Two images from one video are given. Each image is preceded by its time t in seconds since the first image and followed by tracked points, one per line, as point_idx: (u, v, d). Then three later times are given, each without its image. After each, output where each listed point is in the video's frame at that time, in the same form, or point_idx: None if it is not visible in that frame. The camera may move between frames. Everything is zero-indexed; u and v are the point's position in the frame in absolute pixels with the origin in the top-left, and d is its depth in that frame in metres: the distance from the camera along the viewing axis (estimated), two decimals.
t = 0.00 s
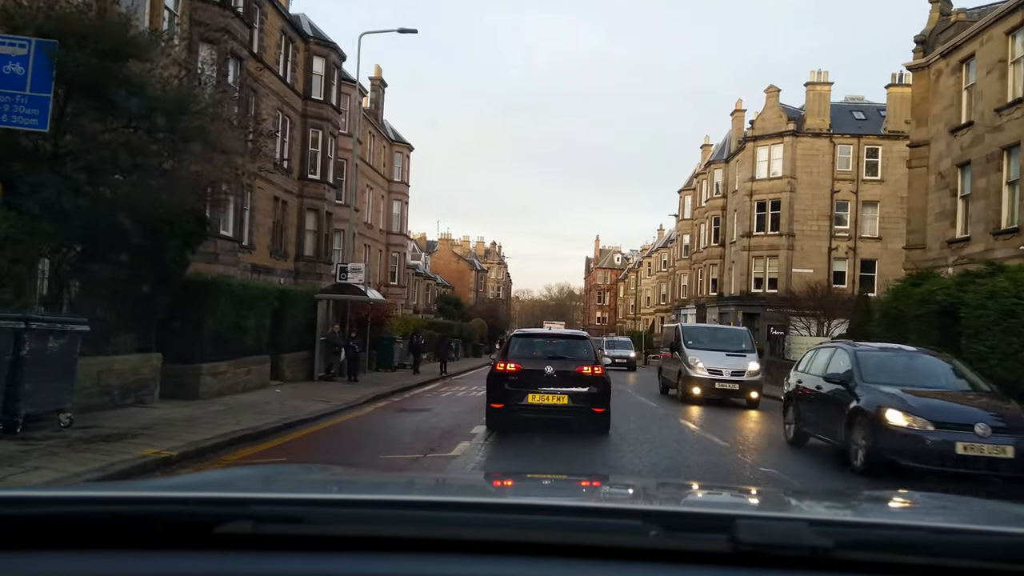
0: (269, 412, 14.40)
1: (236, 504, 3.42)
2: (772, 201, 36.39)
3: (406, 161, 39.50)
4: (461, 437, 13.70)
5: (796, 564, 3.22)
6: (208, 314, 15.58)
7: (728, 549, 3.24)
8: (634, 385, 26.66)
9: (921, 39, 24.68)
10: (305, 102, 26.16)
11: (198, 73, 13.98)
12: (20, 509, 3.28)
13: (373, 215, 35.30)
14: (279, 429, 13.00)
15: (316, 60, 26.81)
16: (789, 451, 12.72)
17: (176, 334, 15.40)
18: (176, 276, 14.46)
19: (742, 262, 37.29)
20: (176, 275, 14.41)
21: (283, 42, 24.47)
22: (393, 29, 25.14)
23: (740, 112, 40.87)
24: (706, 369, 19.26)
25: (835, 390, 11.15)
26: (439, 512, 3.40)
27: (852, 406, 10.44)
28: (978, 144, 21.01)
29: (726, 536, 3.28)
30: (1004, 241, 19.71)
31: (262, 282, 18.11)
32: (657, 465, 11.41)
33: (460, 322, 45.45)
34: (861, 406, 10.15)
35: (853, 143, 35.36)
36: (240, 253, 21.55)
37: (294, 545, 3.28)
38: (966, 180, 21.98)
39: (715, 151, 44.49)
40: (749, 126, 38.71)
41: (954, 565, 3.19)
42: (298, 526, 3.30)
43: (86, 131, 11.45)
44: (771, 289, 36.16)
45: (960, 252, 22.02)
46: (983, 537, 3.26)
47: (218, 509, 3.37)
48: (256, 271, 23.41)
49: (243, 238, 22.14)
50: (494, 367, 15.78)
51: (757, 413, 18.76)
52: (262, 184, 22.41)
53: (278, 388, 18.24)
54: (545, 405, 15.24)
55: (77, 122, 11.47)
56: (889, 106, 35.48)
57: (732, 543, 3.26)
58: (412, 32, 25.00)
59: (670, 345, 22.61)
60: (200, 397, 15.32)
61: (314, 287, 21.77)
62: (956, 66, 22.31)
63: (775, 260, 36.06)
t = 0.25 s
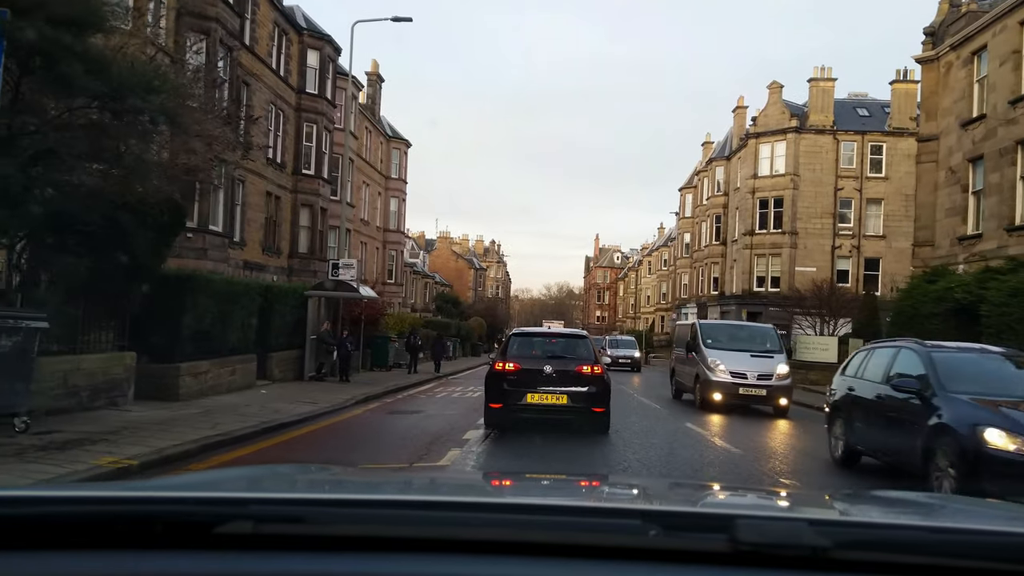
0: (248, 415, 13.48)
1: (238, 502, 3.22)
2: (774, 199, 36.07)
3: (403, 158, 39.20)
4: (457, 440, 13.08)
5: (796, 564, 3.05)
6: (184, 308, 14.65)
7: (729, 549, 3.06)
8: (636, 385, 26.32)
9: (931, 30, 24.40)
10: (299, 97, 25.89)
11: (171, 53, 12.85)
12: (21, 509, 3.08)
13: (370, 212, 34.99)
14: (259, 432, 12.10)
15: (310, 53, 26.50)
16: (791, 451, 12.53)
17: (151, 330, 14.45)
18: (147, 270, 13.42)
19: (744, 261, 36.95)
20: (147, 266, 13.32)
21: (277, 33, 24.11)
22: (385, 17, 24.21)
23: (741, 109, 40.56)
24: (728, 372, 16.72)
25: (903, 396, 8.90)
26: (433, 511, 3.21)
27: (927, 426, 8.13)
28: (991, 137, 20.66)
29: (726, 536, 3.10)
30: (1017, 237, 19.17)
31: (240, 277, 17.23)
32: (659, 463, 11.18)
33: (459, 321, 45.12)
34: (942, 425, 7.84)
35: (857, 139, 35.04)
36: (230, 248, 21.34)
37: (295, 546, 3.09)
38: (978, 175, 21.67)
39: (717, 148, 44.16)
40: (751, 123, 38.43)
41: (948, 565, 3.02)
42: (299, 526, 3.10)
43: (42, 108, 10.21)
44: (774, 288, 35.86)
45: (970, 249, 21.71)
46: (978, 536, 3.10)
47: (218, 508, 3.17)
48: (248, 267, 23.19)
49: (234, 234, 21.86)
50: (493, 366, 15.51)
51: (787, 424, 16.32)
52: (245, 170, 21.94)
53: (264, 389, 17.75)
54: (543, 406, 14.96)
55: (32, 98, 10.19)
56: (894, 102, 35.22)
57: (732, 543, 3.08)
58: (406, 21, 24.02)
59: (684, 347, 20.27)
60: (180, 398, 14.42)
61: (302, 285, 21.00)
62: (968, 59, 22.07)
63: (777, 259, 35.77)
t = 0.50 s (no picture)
0: (231, 418, 12.83)
1: (236, 502, 3.35)
2: (776, 194, 35.83)
3: (400, 153, 38.88)
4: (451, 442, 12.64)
5: (795, 564, 3.15)
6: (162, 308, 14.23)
7: (728, 549, 3.16)
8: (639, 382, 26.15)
9: (938, 19, 24.02)
10: (292, 89, 25.57)
11: (151, 33, 11.99)
12: (19, 509, 3.21)
13: (366, 208, 34.74)
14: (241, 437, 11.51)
15: (303, 44, 26.15)
16: (794, 450, 12.50)
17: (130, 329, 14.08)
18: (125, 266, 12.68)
19: (746, 257, 36.75)
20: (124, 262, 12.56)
21: (268, 23, 23.72)
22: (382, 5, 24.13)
23: (743, 102, 40.28)
24: (753, 374, 15.34)
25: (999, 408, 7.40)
26: (445, 512, 3.32)
27: None
28: (1002, 128, 20.41)
29: (726, 535, 3.20)
30: None
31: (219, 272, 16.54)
32: (662, 463, 11.10)
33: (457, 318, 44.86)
34: None
35: (861, 133, 34.68)
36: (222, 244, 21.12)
37: (295, 546, 3.22)
38: (989, 167, 21.45)
39: (718, 143, 43.85)
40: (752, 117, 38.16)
41: (948, 564, 3.10)
42: (298, 526, 3.23)
43: None
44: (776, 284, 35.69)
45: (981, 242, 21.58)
46: (978, 536, 3.16)
47: (218, 507, 3.31)
48: (238, 264, 22.96)
49: (226, 230, 21.60)
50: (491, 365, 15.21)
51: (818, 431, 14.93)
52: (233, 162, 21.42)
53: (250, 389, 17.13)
54: (542, 404, 14.72)
55: None
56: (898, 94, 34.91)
57: (732, 542, 3.18)
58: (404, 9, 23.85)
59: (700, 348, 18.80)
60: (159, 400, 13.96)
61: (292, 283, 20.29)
62: (977, 47, 21.76)
63: (779, 255, 35.59)
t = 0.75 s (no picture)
0: (210, 423, 11.98)
1: (237, 502, 3.31)
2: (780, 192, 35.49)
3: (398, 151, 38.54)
4: (446, 448, 11.94)
5: (793, 564, 3.09)
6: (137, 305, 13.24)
7: (729, 549, 3.11)
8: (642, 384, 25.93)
9: (948, 11, 23.63)
10: (285, 84, 25.29)
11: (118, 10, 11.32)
12: (20, 509, 3.17)
13: (363, 206, 34.46)
14: (219, 441, 10.64)
15: (298, 39, 25.79)
16: (795, 447, 12.37)
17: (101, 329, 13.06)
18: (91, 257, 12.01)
19: (749, 257, 36.43)
20: (87, 250, 11.87)
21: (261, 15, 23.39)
22: None
23: (745, 100, 39.96)
24: (789, 381, 13.26)
25: None
26: (441, 512, 3.27)
27: None
28: (1016, 122, 20.17)
29: (726, 535, 3.15)
30: None
31: (205, 272, 15.75)
32: (663, 462, 10.91)
33: (456, 319, 44.46)
34: None
35: (865, 131, 34.50)
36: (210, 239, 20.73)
37: (295, 545, 3.17)
38: (1002, 163, 21.19)
39: (721, 141, 43.52)
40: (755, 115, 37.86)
41: (948, 564, 3.06)
42: (299, 526, 3.19)
43: None
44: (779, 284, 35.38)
45: (994, 240, 21.28)
46: (980, 536, 3.13)
47: (220, 508, 3.27)
48: (230, 262, 22.60)
49: (215, 226, 21.27)
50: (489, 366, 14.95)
51: (866, 447, 12.88)
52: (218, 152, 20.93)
53: (234, 393, 16.24)
54: (541, 406, 14.45)
55: None
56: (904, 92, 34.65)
57: (732, 543, 3.13)
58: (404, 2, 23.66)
59: (720, 349, 16.78)
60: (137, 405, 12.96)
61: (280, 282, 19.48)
62: (991, 40, 21.46)
63: (783, 254, 35.25)
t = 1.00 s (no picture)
0: (182, 428, 11.19)
1: (238, 502, 3.13)
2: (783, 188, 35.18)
3: (395, 148, 38.25)
4: (438, 452, 11.20)
5: (794, 564, 2.94)
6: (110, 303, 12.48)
7: (728, 549, 2.95)
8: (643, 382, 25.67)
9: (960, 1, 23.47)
10: (278, 77, 25.01)
11: None
12: (25, 508, 2.99)
13: (360, 204, 34.17)
14: (187, 448, 9.87)
15: (292, 31, 25.47)
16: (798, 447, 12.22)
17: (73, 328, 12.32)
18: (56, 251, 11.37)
19: (752, 254, 36.13)
20: (52, 241, 11.24)
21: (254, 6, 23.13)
22: None
23: (747, 96, 39.65)
24: (830, 386, 11.47)
25: None
26: (429, 511, 3.10)
27: None
28: None
29: (726, 535, 2.99)
30: None
31: (188, 268, 14.88)
32: (666, 465, 10.73)
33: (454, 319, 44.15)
34: None
35: (869, 126, 34.26)
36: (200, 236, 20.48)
37: (291, 546, 3.00)
38: (1014, 155, 20.94)
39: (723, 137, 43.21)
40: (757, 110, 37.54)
41: (948, 565, 2.91)
42: (297, 526, 3.02)
43: None
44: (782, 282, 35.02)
45: (1008, 235, 21.08)
46: (981, 537, 2.98)
47: (219, 507, 3.08)
48: (223, 259, 22.28)
49: (204, 223, 20.98)
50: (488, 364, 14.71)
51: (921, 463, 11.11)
52: (206, 146, 20.47)
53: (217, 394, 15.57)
54: (540, 406, 14.20)
55: None
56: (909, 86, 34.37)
57: (732, 542, 2.97)
58: None
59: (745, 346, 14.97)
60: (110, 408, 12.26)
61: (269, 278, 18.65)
62: (1003, 28, 21.15)
63: (786, 251, 34.91)
